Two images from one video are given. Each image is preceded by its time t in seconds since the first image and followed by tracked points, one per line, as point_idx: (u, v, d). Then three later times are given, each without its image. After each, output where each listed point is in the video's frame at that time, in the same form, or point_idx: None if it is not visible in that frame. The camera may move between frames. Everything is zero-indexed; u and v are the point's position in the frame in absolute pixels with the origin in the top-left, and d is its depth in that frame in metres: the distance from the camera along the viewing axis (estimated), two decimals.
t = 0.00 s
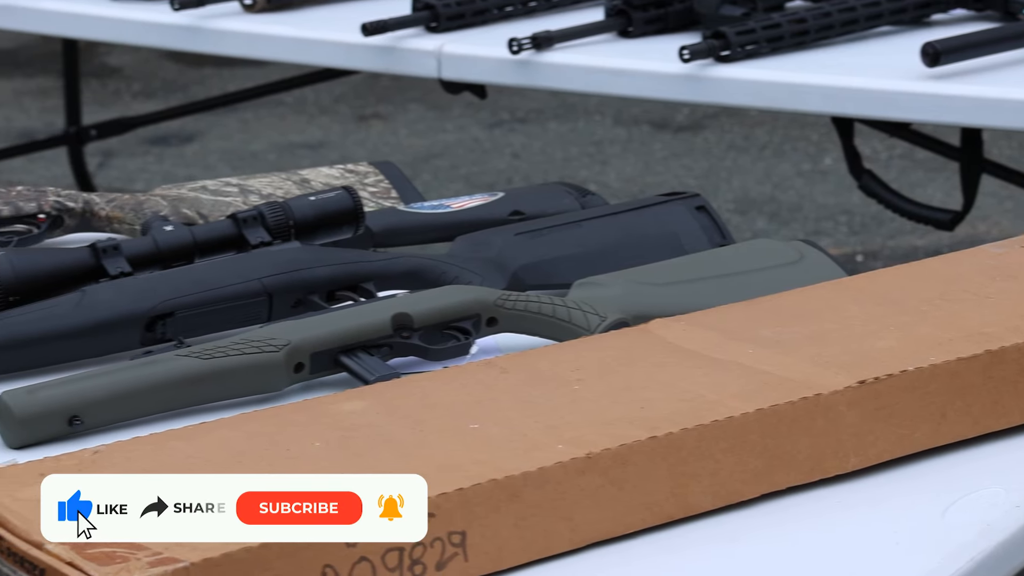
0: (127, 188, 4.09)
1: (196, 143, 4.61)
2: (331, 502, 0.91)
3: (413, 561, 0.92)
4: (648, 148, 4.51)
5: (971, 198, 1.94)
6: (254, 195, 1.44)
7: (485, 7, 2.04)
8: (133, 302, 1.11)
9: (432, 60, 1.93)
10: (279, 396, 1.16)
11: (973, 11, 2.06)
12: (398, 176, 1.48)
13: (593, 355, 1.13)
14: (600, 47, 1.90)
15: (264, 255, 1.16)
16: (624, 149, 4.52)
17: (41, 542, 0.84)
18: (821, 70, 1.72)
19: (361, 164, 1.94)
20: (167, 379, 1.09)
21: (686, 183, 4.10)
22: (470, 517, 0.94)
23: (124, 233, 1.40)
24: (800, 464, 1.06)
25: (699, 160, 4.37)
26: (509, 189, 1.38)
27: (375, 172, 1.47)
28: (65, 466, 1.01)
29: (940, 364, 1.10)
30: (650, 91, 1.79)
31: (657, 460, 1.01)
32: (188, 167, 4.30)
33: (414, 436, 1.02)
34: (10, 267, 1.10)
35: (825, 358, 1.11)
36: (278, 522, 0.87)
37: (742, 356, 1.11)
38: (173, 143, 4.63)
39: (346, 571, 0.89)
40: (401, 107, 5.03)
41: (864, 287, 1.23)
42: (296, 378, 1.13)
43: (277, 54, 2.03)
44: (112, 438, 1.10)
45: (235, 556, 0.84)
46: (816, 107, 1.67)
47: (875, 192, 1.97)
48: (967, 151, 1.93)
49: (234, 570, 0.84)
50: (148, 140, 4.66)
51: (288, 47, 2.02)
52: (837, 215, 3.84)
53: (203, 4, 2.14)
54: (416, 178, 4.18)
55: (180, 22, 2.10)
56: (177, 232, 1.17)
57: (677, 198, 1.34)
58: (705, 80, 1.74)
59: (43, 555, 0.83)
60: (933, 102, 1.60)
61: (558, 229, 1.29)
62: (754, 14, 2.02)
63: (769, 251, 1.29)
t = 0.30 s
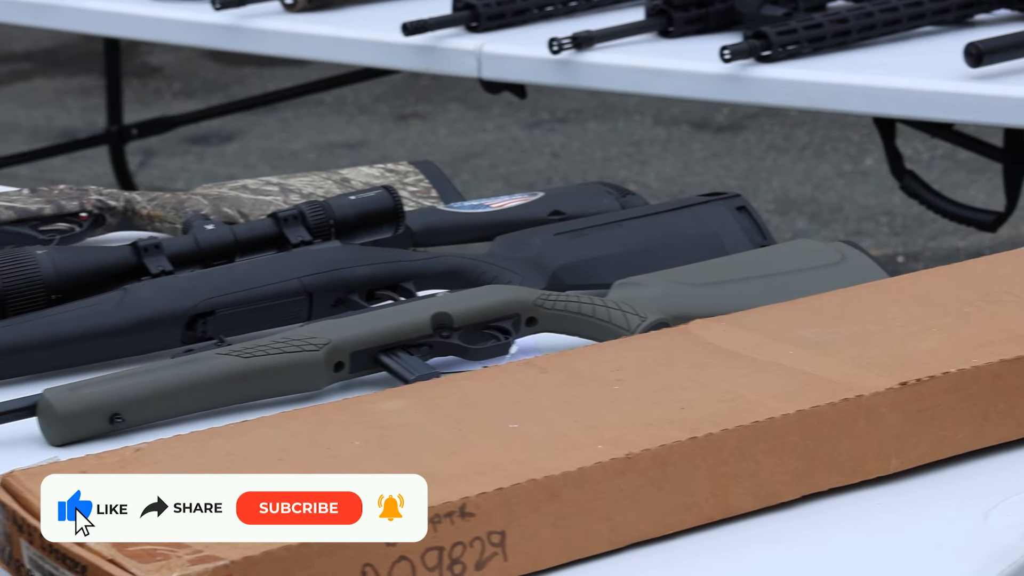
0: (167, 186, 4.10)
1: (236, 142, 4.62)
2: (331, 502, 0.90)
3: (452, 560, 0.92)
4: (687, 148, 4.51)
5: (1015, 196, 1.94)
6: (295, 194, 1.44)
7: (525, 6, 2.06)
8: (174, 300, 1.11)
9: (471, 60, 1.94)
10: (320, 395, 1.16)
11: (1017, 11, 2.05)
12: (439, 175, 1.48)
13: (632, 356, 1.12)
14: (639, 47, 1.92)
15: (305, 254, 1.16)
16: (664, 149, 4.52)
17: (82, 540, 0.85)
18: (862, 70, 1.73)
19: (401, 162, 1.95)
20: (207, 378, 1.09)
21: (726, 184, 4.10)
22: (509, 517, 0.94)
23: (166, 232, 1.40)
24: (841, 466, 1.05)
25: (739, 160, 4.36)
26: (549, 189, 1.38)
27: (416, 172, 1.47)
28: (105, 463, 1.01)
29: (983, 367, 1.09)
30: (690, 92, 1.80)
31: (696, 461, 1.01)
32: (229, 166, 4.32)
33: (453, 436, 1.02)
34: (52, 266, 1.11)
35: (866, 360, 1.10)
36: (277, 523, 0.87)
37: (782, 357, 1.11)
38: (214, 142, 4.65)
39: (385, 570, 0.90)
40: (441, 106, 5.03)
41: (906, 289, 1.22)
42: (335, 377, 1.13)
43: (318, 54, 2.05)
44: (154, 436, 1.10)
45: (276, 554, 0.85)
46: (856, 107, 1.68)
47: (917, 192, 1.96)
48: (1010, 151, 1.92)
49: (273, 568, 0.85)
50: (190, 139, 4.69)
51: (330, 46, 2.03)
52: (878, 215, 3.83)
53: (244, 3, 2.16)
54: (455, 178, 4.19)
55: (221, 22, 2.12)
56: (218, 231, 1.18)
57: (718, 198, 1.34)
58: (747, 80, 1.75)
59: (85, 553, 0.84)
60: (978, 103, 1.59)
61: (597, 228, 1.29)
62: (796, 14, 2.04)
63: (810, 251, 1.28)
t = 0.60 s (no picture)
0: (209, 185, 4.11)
1: (278, 141, 4.64)
2: (332, 503, 0.90)
3: (494, 560, 0.93)
4: (730, 147, 4.51)
5: None
6: (337, 194, 1.44)
7: (568, 6, 2.06)
8: (217, 298, 1.12)
9: (513, 60, 1.94)
10: (362, 394, 1.16)
11: None
12: (480, 175, 1.47)
13: (674, 356, 1.12)
14: (681, 47, 1.92)
15: (347, 253, 1.16)
16: (705, 148, 4.52)
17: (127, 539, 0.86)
18: (908, 71, 1.74)
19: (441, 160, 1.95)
20: (250, 376, 1.10)
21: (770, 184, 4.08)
22: (551, 516, 0.94)
23: (209, 230, 1.40)
24: (883, 467, 1.05)
25: (781, 160, 4.35)
26: (592, 189, 1.37)
27: (458, 171, 1.47)
28: (149, 461, 1.02)
29: None
30: (732, 92, 1.80)
31: (738, 461, 1.00)
32: (272, 165, 4.33)
33: (495, 435, 1.02)
34: (96, 264, 1.12)
35: (909, 361, 1.10)
36: (277, 523, 0.87)
37: (826, 358, 1.10)
38: (257, 141, 4.67)
39: (426, 570, 0.90)
40: (482, 106, 5.04)
41: (951, 290, 1.21)
42: (377, 376, 1.13)
43: (361, 54, 2.05)
44: (196, 434, 1.11)
45: (317, 553, 0.85)
46: (900, 108, 1.68)
47: (961, 193, 1.95)
48: None
49: (314, 567, 0.85)
50: (232, 138, 4.70)
51: (374, 46, 2.03)
52: (921, 217, 3.82)
53: (287, 2, 2.16)
54: (496, 178, 4.20)
55: (264, 21, 2.13)
56: (261, 229, 1.19)
57: (761, 198, 1.33)
58: (790, 80, 1.76)
59: (128, 549, 0.85)
60: None
61: (638, 228, 1.28)
62: (840, 14, 2.04)
63: (852, 252, 1.27)
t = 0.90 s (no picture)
0: (251, 184, 4.11)
1: (318, 140, 4.65)
2: (332, 503, 0.91)
3: (533, 560, 0.93)
4: (771, 148, 4.49)
5: None
6: (378, 192, 1.42)
7: (610, 6, 2.05)
8: (258, 297, 1.12)
9: (555, 59, 1.94)
10: (402, 392, 1.16)
11: None
12: (522, 174, 1.45)
13: (715, 356, 1.12)
14: (723, 47, 1.92)
15: (387, 252, 1.16)
16: (746, 149, 4.51)
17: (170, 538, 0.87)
18: (952, 71, 1.74)
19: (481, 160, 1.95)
20: (291, 374, 1.10)
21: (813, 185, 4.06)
22: (591, 516, 0.94)
23: (249, 230, 1.38)
24: (926, 470, 1.05)
25: (822, 160, 4.33)
26: (632, 189, 1.37)
27: (499, 171, 1.45)
28: (191, 459, 1.02)
29: None
30: (773, 92, 1.80)
31: (779, 463, 1.00)
32: (312, 164, 4.34)
33: (536, 435, 1.02)
34: (138, 263, 1.12)
35: (952, 363, 1.09)
36: (277, 523, 0.88)
37: (867, 360, 1.10)
38: (297, 139, 4.68)
39: (466, 569, 0.90)
40: (523, 106, 5.04)
41: (993, 292, 1.20)
42: (417, 375, 1.13)
43: (403, 53, 2.05)
44: (237, 432, 1.11)
45: (357, 551, 0.87)
46: (943, 108, 1.69)
47: (1005, 194, 1.94)
48: None
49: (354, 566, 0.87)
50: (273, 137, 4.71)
51: (415, 45, 2.03)
52: (963, 218, 3.80)
53: (330, 2, 2.16)
54: (536, 177, 4.19)
55: (307, 20, 2.12)
56: (301, 228, 1.18)
57: (803, 199, 1.33)
58: (831, 80, 1.76)
59: (169, 547, 0.87)
60: None
61: (678, 228, 1.28)
62: (883, 14, 2.03)
63: (894, 254, 1.27)
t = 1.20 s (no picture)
0: (291, 183, 4.11)
1: (357, 139, 4.64)
2: (332, 502, 0.91)
3: (572, 560, 0.93)
4: (811, 148, 4.47)
5: None
6: (418, 192, 1.43)
7: (650, 6, 2.05)
8: (298, 296, 1.12)
9: (595, 59, 1.94)
10: (441, 392, 1.16)
11: None
12: (562, 175, 1.44)
13: (755, 357, 1.12)
14: (765, 47, 1.91)
15: (427, 252, 1.16)
16: (786, 149, 4.48)
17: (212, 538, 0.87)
18: (993, 71, 1.75)
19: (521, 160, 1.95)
20: (331, 373, 1.10)
21: (853, 185, 4.03)
22: (630, 517, 0.94)
23: (290, 229, 1.37)
24: (968, 472, 1.04)
25: (862, 161, 4.30)
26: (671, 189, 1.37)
27: (538, 171, 1.44)
28: (230, 457, 1.02)
29: None
30: (814, 92, 1.80)
31: (819, 464, 1.00)
32: (350, 163, 4.33)
33: (575, 436, 1.02)
34: (179, 262, 1.13)
35: (995, 365, 1.08)
36: (277, 523, 0.88)
37: (908, 361, 1.10)
38: (337, 138, 4.68)
39: (505, 569, 0.91)
40: (562, 105, 5.03)
41: None
42: (456, 374, 1.13)
43: (444, 53, 2.04)
44: (276, 430, 1.11)
45: (397, 550, 0.87)
46: (985, 109, 1.69)
47: None
48: None
49: (394, 564, 0.87)
50: (311, 136, 4.70)
51: (454, 44, 2.03)
52: (1005, 219, 3.77)
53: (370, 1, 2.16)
54: (575, 177, 4.18)
55: (347, 20, 2.12)
56: (341, 228, 1.18)
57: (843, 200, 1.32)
58: (872, 80, 1.76)
59: (208, 545, 0.87)
60: None
61: (718, 229, 1.27)
62: (925, 14, 2.03)
63: (936, 255, 1.26)
